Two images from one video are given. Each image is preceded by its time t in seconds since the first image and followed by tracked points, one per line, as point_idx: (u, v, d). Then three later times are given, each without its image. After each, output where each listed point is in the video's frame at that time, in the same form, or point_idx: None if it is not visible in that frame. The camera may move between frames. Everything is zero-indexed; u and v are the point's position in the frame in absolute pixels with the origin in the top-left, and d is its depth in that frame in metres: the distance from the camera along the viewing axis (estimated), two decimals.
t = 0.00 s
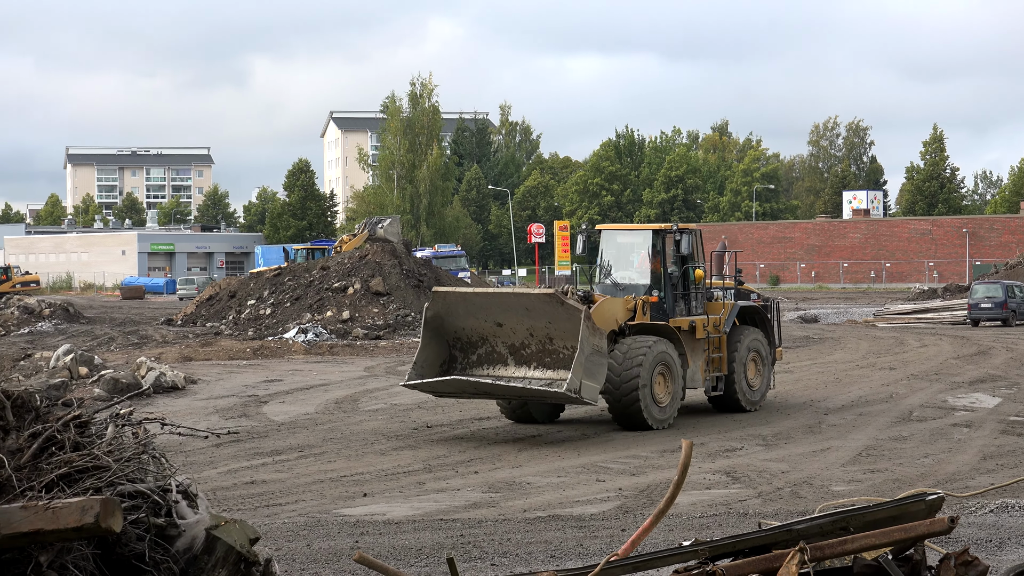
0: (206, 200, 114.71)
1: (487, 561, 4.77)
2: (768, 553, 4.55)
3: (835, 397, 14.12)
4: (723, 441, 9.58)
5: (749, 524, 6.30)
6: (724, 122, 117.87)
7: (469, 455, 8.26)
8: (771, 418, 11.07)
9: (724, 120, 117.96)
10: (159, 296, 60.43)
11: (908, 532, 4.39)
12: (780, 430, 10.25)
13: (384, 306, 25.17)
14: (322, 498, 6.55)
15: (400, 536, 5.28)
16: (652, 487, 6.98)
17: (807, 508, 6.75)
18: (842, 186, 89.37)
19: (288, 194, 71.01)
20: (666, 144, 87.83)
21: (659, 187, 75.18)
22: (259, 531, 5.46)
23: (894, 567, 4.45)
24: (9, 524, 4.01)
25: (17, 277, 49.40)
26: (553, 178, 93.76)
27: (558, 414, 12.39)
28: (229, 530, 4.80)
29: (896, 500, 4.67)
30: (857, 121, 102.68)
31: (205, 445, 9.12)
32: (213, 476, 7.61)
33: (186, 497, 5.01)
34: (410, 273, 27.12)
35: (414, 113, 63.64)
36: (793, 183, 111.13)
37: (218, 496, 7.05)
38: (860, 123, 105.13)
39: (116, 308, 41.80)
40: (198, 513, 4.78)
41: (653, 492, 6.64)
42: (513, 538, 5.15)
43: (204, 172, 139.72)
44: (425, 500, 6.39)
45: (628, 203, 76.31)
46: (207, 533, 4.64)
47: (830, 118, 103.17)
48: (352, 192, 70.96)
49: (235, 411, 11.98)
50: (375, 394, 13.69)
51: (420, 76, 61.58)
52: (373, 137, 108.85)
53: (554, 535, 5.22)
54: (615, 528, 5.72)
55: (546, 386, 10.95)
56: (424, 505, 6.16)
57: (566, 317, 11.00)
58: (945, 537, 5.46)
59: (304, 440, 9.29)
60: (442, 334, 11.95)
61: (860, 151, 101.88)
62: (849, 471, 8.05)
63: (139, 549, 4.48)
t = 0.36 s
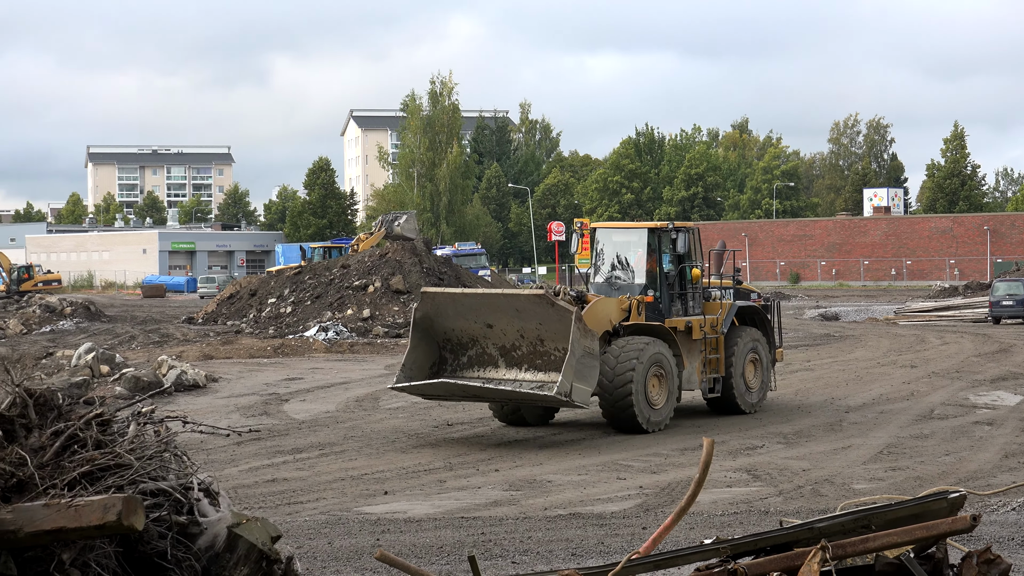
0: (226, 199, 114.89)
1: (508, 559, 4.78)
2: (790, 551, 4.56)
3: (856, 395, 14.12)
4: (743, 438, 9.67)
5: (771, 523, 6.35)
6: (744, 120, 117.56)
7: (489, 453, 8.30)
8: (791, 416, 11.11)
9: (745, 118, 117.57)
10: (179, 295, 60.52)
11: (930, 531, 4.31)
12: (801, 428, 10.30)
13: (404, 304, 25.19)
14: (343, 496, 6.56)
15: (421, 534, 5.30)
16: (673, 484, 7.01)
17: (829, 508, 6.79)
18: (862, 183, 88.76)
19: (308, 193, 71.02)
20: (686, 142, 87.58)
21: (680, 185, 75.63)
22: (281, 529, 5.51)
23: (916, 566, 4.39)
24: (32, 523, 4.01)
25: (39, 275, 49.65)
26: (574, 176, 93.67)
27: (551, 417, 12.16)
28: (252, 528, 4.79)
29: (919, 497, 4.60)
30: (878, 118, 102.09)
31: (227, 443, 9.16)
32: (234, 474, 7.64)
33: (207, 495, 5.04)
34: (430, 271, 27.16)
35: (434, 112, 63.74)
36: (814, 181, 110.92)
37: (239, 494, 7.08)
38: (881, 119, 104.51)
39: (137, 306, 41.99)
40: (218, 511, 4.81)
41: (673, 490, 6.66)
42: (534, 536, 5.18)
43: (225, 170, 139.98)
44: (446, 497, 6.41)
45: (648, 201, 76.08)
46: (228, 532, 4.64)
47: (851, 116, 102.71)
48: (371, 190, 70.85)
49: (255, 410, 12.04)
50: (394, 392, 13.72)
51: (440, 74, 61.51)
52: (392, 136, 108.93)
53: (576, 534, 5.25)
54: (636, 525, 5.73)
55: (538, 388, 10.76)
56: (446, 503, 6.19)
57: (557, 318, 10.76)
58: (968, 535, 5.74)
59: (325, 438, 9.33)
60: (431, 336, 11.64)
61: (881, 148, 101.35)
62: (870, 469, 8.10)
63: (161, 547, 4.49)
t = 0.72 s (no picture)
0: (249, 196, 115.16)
1: (531, 556, 4.82)
2: (813, 548, 4.56)
3: (878, 392, 14.12)
4: (766, 435, 9.72)
5: (794, 520, 6.41)
6: (767, 116, 117.10)
7: (513, 451, 8.35)
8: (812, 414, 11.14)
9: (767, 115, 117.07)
10: (202, 291, 60.65)
11: (952, 527, 4.25)
12: (823, 425, 10.34)
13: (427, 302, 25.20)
14: (366, 493, 6.59)
15: (445, 531, 5.35)
16: (696, 482, 7.05)
17: (854, 505, 6.85)
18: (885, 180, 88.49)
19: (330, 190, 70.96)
20: (709, 140, 87.46)
21: (703, 182, 75.86)
22: (306, 527, 5.57)
23: (941, 563, 4.35)
24: (56, 519, 3.97)
25: (63, 273, 49.82)
26: (596, 173, 93.60)
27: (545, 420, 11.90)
28: (275, 525, 4.83)
29: (942, 495, 4.56)
30: (901, 115, 101.60)
31: (250, 440, 9.20)
32: (259, 471, 7.68)
33: (230, 491, 5.07)
34: (452, 269, 27.19)
35: (456, 109, 63.93)
36: (837, 177, 110.47)
37: (263, 491, 7.11)
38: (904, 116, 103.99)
39: (160, 304, 42.17)
40: (241, 508, 4.84)
41: (696, 487, 6.70)
42: (557, 534, 5.22)
43: (248, 167, 140.19)
44: (468, 495, 6.44)
45: (671, 198, 76.15)
46: (252, 529, 4.67)
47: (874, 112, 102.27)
48: (394, 187, 70.87)
49: (278, 407, 12.11)
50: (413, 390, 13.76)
51: (463, 71, 61.54)
52: (415, 133, 109.02)
53: (598, 531, 5.30)
54: (658, 523, 5.78)
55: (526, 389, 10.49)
56: (468, 501, 6.22)
57: (547, 317, 10.49)
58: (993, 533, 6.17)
59: (347, 435, 9.37)
60: (421, 334, 11.44)
61: (904, 145, 100.86)
62: (894, 467, 8.15)
63: (185, 544, 4.48)
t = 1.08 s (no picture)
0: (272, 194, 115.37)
1: (553, 554, 4.86)
2: (837, 546, 4.53)
3: (900, 391, 14.09)
4: (788, 433, 9.75)
5: (816, 518, 6.44)
6: (790, 114, 116.54)
7: (536, 449, 8.37)
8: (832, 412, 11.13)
9: (790, 112, 116.48)
10: (223, 289, 60.83)
11: (975, 527, 4.24)
12: (845, 423, 10.34)
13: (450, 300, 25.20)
14: (389, 491, 6.62)
15: (467, 529, 5.38)
16: (718, 480, 7.07)
17: (877, 503, 6.86)
18: (908, 178, 87.96)
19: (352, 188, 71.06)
20: (731, 137, 87.15)
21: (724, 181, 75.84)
22: (328, 524, 5.60)
23: (965, 562, 4.31)
24: (80, 516, 3.97)
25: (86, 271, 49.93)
26: (618, 171, 93.35)
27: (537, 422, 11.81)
28: (297, 523, 4.83)
29: (965, 494, 4.55)
30: (924, 113, 100.98)
31: (273, 438, 9.25)
32: (281, 469, 7.71)
33: (253, 489, 5.10)
34: (474, 267, 27.17)
35: (478, 107, 64.11)
36: (860, 174, 109.76)
37: (286, 489, 7.14)
38: (927, 114, 103.35)
39: (182, 301, 42.30)
40: (263, 505, 4.85)
41: (718, 485, 6.73)
42: (579, 532, 5.25)
43: (270, 164, 140.30)
44: (491, 492, 6.46)
45: (693, 196, 76.02)
46: (275, 526, 4.68)
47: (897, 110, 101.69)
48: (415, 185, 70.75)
49: (300, 405, 12.18)
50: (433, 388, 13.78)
51: (485, 70, 61.60)
52: (437, 131, 109.02)
53: (620, 529, 5.32)
54: (680, 521, 5.78)
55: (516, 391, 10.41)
56: (489, 499, 6.23)
57: (536, 319, 10.40)
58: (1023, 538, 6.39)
59: (369, 433, 9.40)
60: (409, 336, 11.38)
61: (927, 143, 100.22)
62: (916, 466, 8.17)
63: (208, 541, 4.49)
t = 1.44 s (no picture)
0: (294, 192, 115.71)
1: (575, 552, 4.88)
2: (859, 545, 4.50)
3: (918, 391, 14.01)
4: (808, 433, 9.75)
5: (839, 518, 6.45)
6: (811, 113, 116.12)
7: (558, 448, 8.38)
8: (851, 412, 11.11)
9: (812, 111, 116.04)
10: (243, 287, 60.97)
11: (999, 527, 4.21)
12: (865, 423, 10.32)
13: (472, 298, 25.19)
14: (411, 489, 6.64)
15: (488, 527, 5.41)
16: (739, 478, 7.07)
17: (899, 503, 6.86)
18: (932, 177, 87.48)
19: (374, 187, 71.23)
20: (754, 136, 87.03)
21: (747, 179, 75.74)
22: (350, 523, 5.64)
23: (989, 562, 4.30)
24: (103, 513, 3.98)
25: (108, 269, 50.15)
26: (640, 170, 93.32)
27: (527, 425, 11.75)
28: (319, 520, 4.82)
29: (989, 494, 4.53)
30: (947, 112, 100.48)
31: (294, 436, 9.29)
32: (304, 466, 7.73)
33: (275, 486, 5.10)
34: (496, 265, 27.12)
35: (500, 105, 64.28)
36: (883, 172, 109.16)
37: (308, 486, 7.15)
38: (949, 112, 102.80)
39: (204, 299, 42.41)
40: (285, 502, 4.87)
41: (740, 483, 6.73)
42: (602, 530, 5.27)
43: (291, 162, 140.58)
44: (512, 491, 6.48)
45: (715, 195, 76.00)
46: (297, 523, 4.68)
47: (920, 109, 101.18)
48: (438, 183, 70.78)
49: (320, 403, 12.22)
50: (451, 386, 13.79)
51: (507, 68, 61.80)
52: (458, 129, 109.15)
53: (642, 528, 5.35)
54: (702, 519, 5.78)
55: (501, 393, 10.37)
56: (510, 497, 6.24)
57: (520, 319, 10.36)
58: None
59: (388, 431, 9.42)
60: (394, 338, 11.35)
61: (950, 141, 99.71)
62: (940, 466, 8.15)
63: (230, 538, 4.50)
